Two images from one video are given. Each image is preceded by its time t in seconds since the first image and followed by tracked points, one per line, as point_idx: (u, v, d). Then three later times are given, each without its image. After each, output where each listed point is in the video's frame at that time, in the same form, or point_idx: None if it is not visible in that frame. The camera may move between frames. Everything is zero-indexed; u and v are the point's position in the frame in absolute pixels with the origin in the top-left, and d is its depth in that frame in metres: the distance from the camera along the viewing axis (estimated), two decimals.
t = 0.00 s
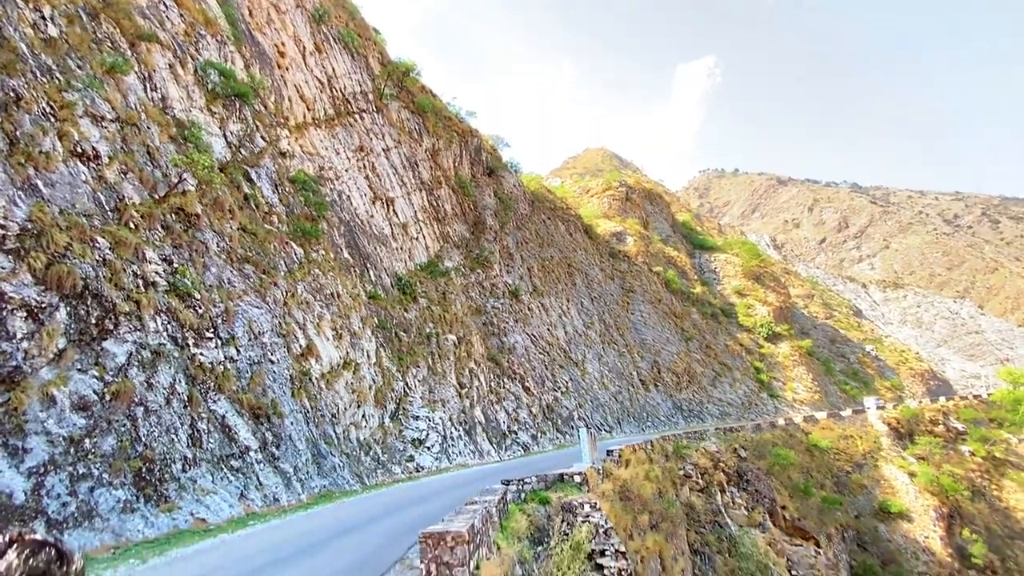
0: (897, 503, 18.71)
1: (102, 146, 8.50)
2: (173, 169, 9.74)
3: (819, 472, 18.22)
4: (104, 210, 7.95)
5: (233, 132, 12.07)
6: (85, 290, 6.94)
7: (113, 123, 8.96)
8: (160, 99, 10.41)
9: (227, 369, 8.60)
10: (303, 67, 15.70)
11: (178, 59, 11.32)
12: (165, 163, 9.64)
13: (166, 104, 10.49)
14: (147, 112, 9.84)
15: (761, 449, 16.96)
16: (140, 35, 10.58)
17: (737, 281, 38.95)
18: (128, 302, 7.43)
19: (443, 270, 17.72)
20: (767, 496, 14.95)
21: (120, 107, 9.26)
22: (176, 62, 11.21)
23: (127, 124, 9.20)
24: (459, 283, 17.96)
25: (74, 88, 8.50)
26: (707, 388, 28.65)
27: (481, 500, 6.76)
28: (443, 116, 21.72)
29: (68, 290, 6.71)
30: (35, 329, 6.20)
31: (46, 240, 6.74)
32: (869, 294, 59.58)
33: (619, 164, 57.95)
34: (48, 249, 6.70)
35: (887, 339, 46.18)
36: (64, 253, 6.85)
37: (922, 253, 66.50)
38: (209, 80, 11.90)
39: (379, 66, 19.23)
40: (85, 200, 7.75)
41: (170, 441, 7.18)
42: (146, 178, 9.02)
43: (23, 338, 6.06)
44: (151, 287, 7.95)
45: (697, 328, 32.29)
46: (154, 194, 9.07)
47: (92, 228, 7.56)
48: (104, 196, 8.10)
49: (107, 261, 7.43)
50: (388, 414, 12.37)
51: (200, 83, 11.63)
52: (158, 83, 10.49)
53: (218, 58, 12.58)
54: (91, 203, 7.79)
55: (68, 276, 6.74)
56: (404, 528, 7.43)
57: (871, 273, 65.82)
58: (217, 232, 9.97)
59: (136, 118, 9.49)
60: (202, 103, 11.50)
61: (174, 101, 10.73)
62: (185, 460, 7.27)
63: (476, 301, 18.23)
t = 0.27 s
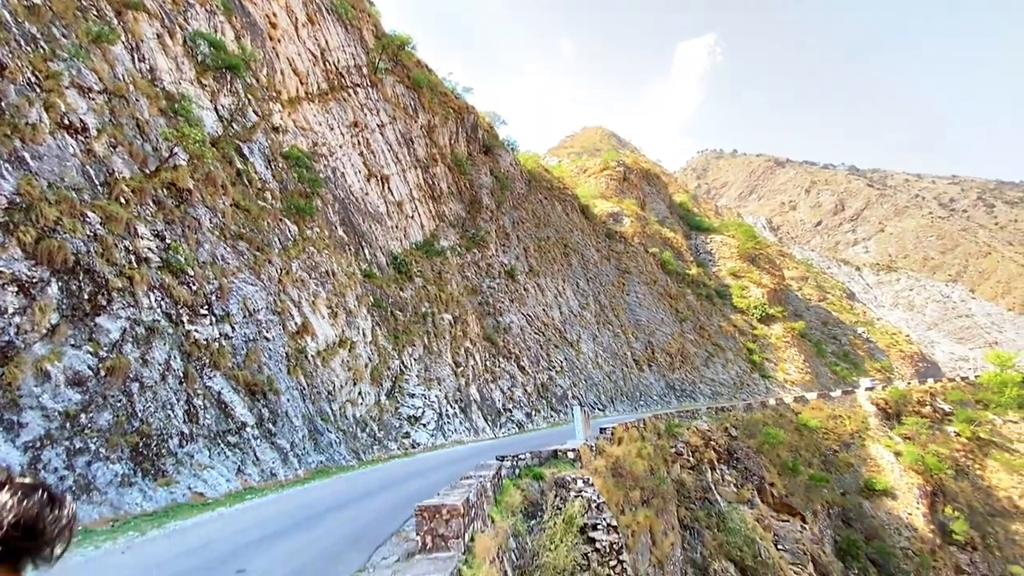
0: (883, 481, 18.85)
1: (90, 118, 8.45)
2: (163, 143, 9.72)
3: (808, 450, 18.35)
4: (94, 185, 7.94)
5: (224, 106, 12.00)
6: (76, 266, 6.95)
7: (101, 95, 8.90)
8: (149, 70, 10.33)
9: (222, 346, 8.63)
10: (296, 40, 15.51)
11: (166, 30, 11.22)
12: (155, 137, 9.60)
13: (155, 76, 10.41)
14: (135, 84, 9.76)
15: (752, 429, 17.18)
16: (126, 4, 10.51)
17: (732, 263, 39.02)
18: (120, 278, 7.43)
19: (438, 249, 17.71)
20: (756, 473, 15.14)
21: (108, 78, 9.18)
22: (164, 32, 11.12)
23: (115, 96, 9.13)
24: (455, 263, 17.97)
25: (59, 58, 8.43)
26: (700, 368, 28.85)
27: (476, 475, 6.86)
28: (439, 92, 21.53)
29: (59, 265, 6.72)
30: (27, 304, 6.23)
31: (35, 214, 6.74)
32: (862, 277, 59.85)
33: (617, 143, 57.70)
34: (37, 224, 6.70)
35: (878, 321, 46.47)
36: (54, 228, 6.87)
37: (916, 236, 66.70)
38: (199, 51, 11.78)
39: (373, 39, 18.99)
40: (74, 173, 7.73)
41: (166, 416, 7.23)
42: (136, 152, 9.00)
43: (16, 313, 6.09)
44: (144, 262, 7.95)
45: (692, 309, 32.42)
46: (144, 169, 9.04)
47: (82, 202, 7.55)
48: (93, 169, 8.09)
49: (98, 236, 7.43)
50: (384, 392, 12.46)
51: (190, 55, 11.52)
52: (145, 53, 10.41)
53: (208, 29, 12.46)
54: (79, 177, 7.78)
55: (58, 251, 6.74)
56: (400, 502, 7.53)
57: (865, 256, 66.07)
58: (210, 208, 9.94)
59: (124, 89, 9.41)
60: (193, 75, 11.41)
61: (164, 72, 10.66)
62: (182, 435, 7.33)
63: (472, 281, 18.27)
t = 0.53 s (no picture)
0: (864, 456, 18.89)
1: (70, 87, 8.40)
2: (148, 114, 9.65)
3: (793, 427, 18.59)
4: (78, 155, 7.95)
5: (211, 76, 11.91)
6: (63, 239, 6.95)
7: (82, 62, 8.86)
8: (131, 38, 10.25)
9: (214, 322, 8.67)
10: (284, 8, 15.28)
11: None
12: (139, 107, 9.55)
13: (138, 43, 10.34)
14: (117, 51, 9.67)
15: (739, 406, 17.39)
16: None
17: (724, 243, 39.14)
18: (107, 252, 7.43)
19: (431, 227, 17.68)
20: (742, 449, 15.37)
21: (88, 45, 9.12)
22: None
23: (96, 64, 9.09)
24: (448, 240, 17.97)
25: (37, 22, 8.37)
26: (690, 347, 29.09)
27: (468, 449, 6.97)
28: (431, 65, 21.31)
29: (44, 238, 6.71)
30: (12, 278, 6.24)
31: (17, 185, 6.73)
32: (852, 258, 60.25)
33: (613, 121, 57.41)
34: (20, 197, 6.69)
35: (866, 302, 46.89)
36: (37, 200, 6.86)
37: (907, 218, 67.04)
38: (183, 18, 11.70)
39: (365, 7, 18.63)
40: (57, 144, 7.73)
41: (158, 391, 7.29)
42: (120, 123, 8.95)
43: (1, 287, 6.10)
44: (131, 237, 7.93)
45: (683, 288, 32.57)
46: (129, 140, 8.99)
47: (65, 173, 7.55)
48: (75, 140, 8.08)
49: (83, 209, 7.44)
50: (377, 368, 12.54)
51: (174, 23, 11.46)
52: (127, 20, 10.32)
53: None
54: (62, 147, 7.77)
55: (43, 224, 6.73)
56: (393, 476, 7.65)
57: (855, 237, 66.41)
58: (198, 181, 9.91)
59: (105, 57, 9.34)
60: (177, 43, 11.33)
61: (147, 40, 10.58)
62: (175, 410, 7.40)
63: (465, 259, 18.29)
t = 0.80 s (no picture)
0: (847, 432, 18.97)
1: (49, 52, 8.33)
2: (130, 82, 9.64)
3: (780, 404, 18.76)
4: (58, 124, 7.91)
5: (195, 43, 11.88)
6: (46, 211, 6.93)
7: (59, 27, 8.77)
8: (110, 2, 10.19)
9: (204, 296, 8.69)
10: None
11: None
12: (121, 74, 9.51)
13: (117, 8, 10.30)
14: (96, 16, 9.63)
15: (727, 382, 17.52)
16: None
17: (717, 221, 39.19)
18: (92, 224, 7.42)
19: (423, 202, 17.62)
20: (729, 425, 15.56)
21: (67, 9, 9.06)
22: None
23: (75, 29, 9.02)
24: (440, 216, 17.93)
25: None
26: (681, 325, 29.29)
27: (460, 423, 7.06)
28: (423, 35, 21.06)
29: (26, 210, 6.68)
30: None
31: None
32: (843, 238, 60.54)
33: (609, 97, 57.07)
34: (1, 166, 6.63)
35: (855, 282, 47.16)
36: (18, 169, 6.82)
37: (898, 198, 67.22)
38: None
39: None
40: (36, 111, 7.70)
41: (149, 365, 7.32)
42: (101, 91, 8.96)
43: None
44: (116, 209, 7.93)
45: (675, 267, 32.67)
46: (111, 108, 9.01)
47: (46, 142, 7.53)
48: (56, 108, 8.04)
49: (66, 179, 7.44)
50: (370, 343, 12.60)
51: None
52: None
53: None
54: (42, 115, 7.72)
55: (25, 195, 6.69)
56: (385, 449, 7.74)
57: (847, 217, 66.63)
58: (184, 152, 9.92)
59: (83, 22, 9.27)
60: (158, 9, 11.35)
61: (127, 5, 10.53)
62: (166, 384, 7.44)
63: (457, 236, 18.26)
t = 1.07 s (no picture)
0: (827, 407, 19.17)
1: (19, 15, 8.33)
2: (105, 46, 9.57)
3: (764, 380, 19.01)
4: (31, 90, 7.90)
5: (173, 9, 11.92)
6: (22, 181, 6.91)
7: None
8: None
9: (189, 271, 8.68)
10: None
11: None
12: (95, 38, 9.48)
13: None
14: None
15: (713, 358, 17.67)
16: None
17: (707, 200, 39.25)
18: (71, 195, 7.39)
19: (412, 176, 17.55)
20: (714, 400, 15.79)
21: None
22: None
23: None
24: (430, 192, 17.87)
25: None
26: (669, 303, 29.46)
27: (450, 398, 7.14)
28: (412, 5, 20.79)
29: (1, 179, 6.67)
30: None
31: None
32: (831, 218, 60.87)
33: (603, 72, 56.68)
34: None
35: (841, 262, 47.51)
36: None
37: (886, 178, 67.47)
38: None
39: None
40: (8, 77, 7.68)
41: (135, 340, 7.33)
42: (76, 56, 8.96)
43: None
44: (95, 179, 7.90)
45: (665, 245, 32.75)
46: (86, 74, 8.99)
47: (20, 109, 7.48)
48: (28, 73, 8.05)
49: (42, 149, 7.40)
50: (359, 319, 12.64)
51: None
52: None
53: None
54: (13, 80, 7.73)
55: None
56: (375, 423, 7.82)
57: (835, 197, 66.95)
58: (164, 122, 9.81)
59: None
60: None
61: None
62: (153, 358, 7.44)
63: (447, 211, 18.22)
